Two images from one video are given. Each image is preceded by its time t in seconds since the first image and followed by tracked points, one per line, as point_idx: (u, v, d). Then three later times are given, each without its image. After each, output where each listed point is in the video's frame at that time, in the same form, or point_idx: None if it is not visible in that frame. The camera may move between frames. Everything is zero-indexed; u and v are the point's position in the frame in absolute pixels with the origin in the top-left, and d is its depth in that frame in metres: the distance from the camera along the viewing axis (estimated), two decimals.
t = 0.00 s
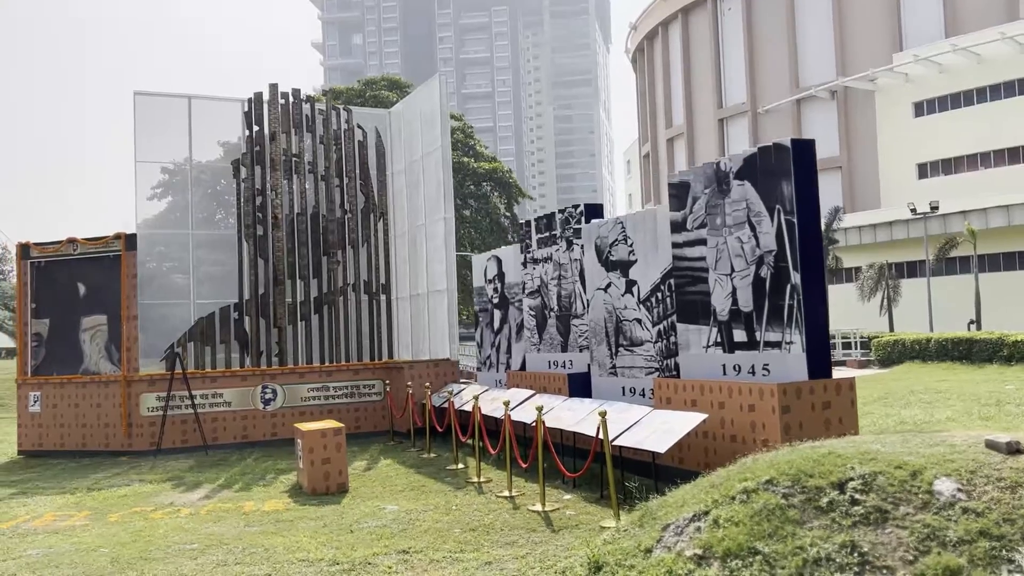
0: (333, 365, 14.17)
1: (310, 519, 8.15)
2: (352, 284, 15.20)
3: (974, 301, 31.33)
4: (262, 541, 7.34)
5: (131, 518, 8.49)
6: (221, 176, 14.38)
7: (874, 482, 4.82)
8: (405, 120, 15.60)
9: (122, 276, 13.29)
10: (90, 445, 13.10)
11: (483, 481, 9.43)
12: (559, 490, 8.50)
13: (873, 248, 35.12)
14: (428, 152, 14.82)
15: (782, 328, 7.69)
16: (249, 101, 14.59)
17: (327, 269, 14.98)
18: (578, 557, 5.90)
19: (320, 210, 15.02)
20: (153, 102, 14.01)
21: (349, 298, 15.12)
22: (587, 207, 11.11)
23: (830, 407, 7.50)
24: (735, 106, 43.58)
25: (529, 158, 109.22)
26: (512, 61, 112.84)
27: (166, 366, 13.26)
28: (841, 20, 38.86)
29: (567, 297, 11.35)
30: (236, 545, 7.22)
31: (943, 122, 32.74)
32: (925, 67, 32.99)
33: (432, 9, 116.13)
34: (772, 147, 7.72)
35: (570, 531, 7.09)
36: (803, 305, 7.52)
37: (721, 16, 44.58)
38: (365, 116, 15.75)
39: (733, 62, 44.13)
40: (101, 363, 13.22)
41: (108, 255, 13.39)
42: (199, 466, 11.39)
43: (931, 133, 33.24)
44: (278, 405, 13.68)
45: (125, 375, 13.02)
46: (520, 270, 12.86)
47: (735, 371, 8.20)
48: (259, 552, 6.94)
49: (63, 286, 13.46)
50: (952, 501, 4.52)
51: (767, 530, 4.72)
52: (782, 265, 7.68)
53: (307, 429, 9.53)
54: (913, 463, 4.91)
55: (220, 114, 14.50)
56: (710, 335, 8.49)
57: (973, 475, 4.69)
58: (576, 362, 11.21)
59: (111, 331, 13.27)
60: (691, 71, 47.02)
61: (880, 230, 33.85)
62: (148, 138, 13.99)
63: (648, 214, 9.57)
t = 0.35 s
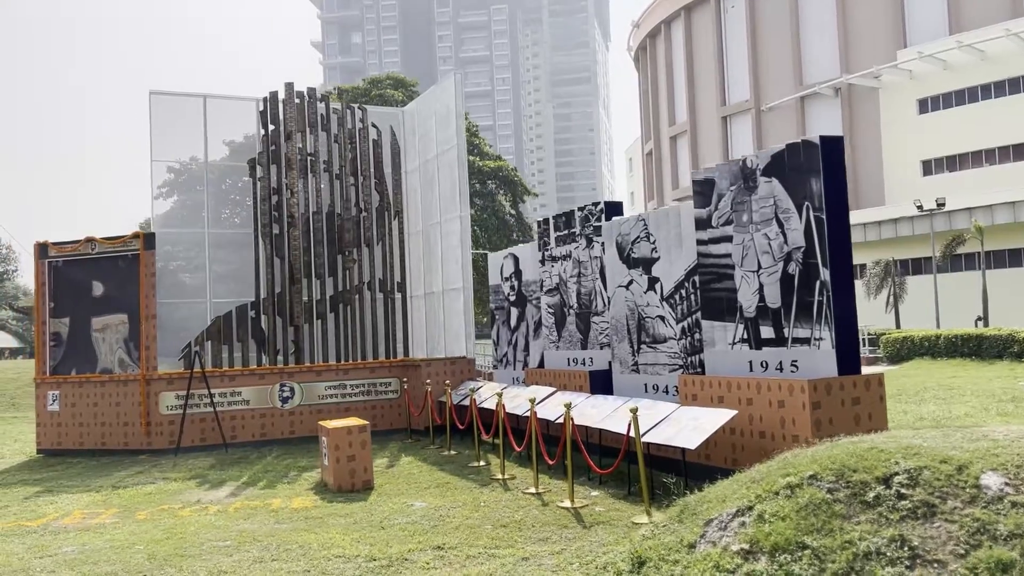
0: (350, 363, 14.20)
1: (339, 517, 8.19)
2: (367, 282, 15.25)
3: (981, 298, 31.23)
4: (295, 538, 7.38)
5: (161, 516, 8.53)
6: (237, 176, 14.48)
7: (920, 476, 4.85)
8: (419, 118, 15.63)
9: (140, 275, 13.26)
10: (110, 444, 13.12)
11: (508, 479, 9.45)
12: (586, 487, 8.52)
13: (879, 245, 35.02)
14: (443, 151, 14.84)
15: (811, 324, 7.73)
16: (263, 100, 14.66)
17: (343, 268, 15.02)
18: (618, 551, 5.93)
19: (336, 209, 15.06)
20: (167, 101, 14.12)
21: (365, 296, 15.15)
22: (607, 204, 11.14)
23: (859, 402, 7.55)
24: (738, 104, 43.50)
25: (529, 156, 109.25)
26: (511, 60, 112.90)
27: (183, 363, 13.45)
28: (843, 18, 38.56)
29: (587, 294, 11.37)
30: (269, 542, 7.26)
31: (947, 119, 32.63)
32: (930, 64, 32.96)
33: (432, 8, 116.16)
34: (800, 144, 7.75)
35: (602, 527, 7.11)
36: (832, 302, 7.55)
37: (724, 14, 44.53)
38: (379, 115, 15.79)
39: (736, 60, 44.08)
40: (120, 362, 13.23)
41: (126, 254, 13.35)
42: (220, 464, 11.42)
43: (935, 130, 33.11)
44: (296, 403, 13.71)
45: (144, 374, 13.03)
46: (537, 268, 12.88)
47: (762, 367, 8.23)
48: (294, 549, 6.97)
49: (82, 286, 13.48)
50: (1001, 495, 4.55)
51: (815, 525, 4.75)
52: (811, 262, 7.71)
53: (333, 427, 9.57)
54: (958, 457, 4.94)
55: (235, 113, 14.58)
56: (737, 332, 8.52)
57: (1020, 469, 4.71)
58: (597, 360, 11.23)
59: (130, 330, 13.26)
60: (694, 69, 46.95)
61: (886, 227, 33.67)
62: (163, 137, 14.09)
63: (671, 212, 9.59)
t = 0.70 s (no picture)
0: (375, 363, 14.24)
1: (376, 515, 8.22)
2: (391, 282, 15.30)
3: (1000, 296, 30.93)
4: (335, 536, 7.41)
5: (198, 514, 8.59)
6: (261, 177, 14.63)
7: (977, 472, 4.85)
8: (441, 119, 15.64)
9: (168, 276, 13.32)
10: (138, 443, 13.19)
11: (540, 477, 9.45)
12: (621, 486, 8.50)
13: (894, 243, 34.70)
14: (466, 151, 14.86)
15: (849, 322, 7.71)
16: (287, 101, 14.77)
17: (367, 268, 15.08)
18: (665, 548, 5.92)
19: (360, 209, 15.13)
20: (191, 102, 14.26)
21: (388, 296, 15.20)
22: (634, 202, 11.15)
23: (898, 400, 7.53)
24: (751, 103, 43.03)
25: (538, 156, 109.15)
26: (519, 61, 112.91)
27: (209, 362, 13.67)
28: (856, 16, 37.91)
29: (615, 293, 11.37)
30: (310, 540, 7.29)
31: (964, 117, 32.18)
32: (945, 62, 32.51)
33: (440, 9, 116.30)
34: (837, 141, 7.74)
35: (643, 525, 7.12)
36: (871, 299, 7.54)
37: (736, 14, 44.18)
38: (401, 115, 15.85)
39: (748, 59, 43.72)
40: (149, 362, 13.32)
41: (154, 254, 13.42)
42: (250, 464, 11.47)
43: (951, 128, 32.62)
44: (322, 402, 13.76)
45: (172, 374, 13.10)
46: (563, 267, 12.88)
47: (799, 365, 8.22)
48: (337, 546, 7.01)
49: (110, 286, 13.57)
50: None
51: (871, 522, 4.75)
52: (849, 259, 7.71)
53: (365, 426, 9.59)
54: (1015, 454, 4.93)
55: (259, 114, 14.70)
56: (773, 330, 8.52)
57: None
58: (625, 358, 11.23)
59: (159, 330, 13.34)
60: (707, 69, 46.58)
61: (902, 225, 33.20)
62: (188, 137, 14.21)
63: (702, 209, 9.59)
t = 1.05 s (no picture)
0: (407, 363, 14.27)
1: (420, 514, 8.26)
2: (422, 283, 15.35)
3: None
4: (382, 536, 7.44)
5: (242, 514, 8.64)
6: (293, 179, 14.78)
7: None
8: (471, 120, 15.67)
9: (203, 277, 13.40)
10: (174, 443, 13.29)
11: (580, 477, 9.46)
12: (663, 487, 8.48)
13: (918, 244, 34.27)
14: (497, 151, 14.85)
15: (897, 322, 7.67)
16: (319, 104, 14.90)
17: (398, 269, 15.12)
18: (720, 548, 5.90)
19: (391, 210, 15.18)
20: (225, 106, 14.41)
21: (419, 297, 15.23)
22: (671, 202, 11.10)
23: (947, 400, 7.47)
24: (772, 103, 40.96)
25: (553, 158, 109.00)
26: (534, 62, 112.77)
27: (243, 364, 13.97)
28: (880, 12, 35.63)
29: (651, 293, 11.34)
30: (357, 539, 7.33)
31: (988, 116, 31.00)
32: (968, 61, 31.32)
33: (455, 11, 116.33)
34: (885, 140, 7.71)
35: (691, 526, 7.10)
36: (920, 298, 7.49)
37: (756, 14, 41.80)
38: (431, 116, 15.89)
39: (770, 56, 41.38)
40: (185, 363, 13.42)
41: (189, 256, 13.51)
42: (286, 464, 11.54)
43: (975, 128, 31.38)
44: (355, 403, 13.81)
45: (208, 374, 13.17)
46: (596, 267, 12.87)
47: (845, 366, 8.19)
48: (386, 546, 7.04)
49: (146, 288, 13.69)
50: None
51: (937, 521, 4.72)
52: (897, 258, 7.67)
53: (405, 426, 9.60)
54: None
55: (289, 116, 14.86)
56: (817, 330, 8.49)
57: None
58: (662, 359, 11.20)
59: (194, 331, 13.43)
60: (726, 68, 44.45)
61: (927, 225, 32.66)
62: (221, 140, 14.38)
63: (742, 209, 9.57)
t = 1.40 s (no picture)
0: (435, 365, 14.32)
1: (458, 514, 8.31)
2: (448, 284, 15.42)
3: None
4: (423, 535, 7.50)
5: (281, 513, 8.71)
6: (321, 182, 14.85)
7: None
8: (497, 122, 15.72)
9: (234, 279, 13.54)
10: (205, 444, 13.40)
11: (615, 477, 9.49)
12: (701, 488, 8.51)
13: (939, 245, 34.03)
14: (524, 153, 14.88)
15: (936, 322, 7.67)
16: (346, 107, 14.97)
17: (425, 271, 15.20)
18: (768, 547, 5.91)
19: (418, 212, 15.26)
20: (254, 109, 14.42)
21: (446, 299, 15.29)
22: (703, 203, 11.09)
23: (988, 401, 7.44)
24: (789, 104, 39.21)
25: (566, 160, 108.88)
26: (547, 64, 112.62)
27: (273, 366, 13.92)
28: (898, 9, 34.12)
29: (682, 295, 11.35)
30: (399, 538, 7.39)
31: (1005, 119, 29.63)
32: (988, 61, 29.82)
33: (467, 14, 116.24)
34: (924, 140, 7.70)
35: (732, 527, 7.12)
36: (960, 299, 7.48)
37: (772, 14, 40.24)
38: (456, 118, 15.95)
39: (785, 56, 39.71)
40: (216, 364, 13.53)
41: (220, 257, 13.65)
42: (318, 464, 11.62)
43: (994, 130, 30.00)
44: (383, 404, 13.89)
45: (239, 375, 13.30)
46: (626, 268, 12.90)
47: (883, 366, 8.19)
48: (429, 544, 7.08)
49: (177, 290, 13.81)
50: None
51: (994, 521, 4.73)
52: (936, 259, 7.66)
53: (439, 426, 9.65)
54: None
55: (316, 119, 14.87)
56: (853, 331, 8.50)
57: None
58: (693, 360, 11.22)
59: (226, 332, 13.56)
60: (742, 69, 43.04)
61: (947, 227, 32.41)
62: (250, 143, 14.44)
63: (777, 210, 9.58)
